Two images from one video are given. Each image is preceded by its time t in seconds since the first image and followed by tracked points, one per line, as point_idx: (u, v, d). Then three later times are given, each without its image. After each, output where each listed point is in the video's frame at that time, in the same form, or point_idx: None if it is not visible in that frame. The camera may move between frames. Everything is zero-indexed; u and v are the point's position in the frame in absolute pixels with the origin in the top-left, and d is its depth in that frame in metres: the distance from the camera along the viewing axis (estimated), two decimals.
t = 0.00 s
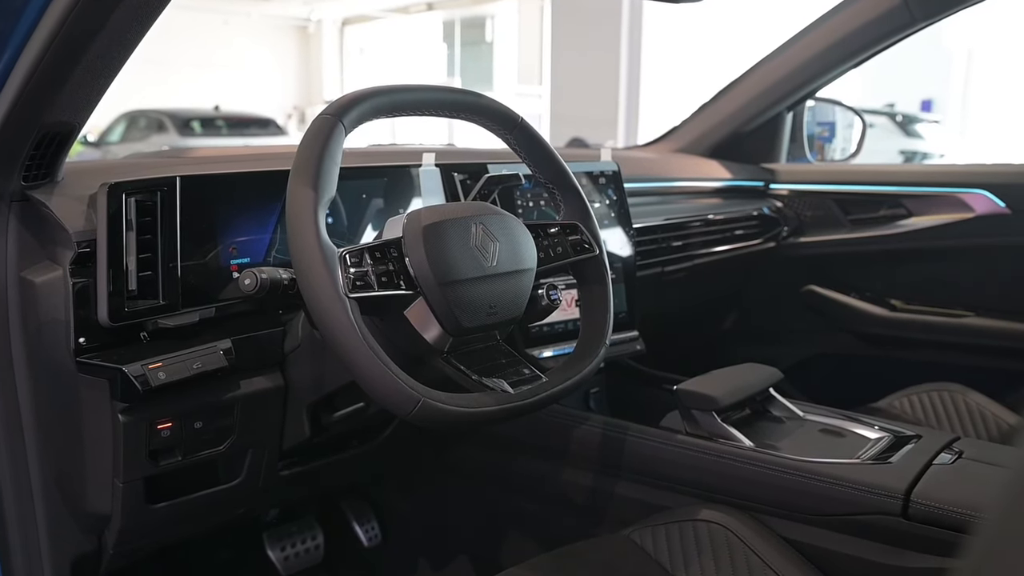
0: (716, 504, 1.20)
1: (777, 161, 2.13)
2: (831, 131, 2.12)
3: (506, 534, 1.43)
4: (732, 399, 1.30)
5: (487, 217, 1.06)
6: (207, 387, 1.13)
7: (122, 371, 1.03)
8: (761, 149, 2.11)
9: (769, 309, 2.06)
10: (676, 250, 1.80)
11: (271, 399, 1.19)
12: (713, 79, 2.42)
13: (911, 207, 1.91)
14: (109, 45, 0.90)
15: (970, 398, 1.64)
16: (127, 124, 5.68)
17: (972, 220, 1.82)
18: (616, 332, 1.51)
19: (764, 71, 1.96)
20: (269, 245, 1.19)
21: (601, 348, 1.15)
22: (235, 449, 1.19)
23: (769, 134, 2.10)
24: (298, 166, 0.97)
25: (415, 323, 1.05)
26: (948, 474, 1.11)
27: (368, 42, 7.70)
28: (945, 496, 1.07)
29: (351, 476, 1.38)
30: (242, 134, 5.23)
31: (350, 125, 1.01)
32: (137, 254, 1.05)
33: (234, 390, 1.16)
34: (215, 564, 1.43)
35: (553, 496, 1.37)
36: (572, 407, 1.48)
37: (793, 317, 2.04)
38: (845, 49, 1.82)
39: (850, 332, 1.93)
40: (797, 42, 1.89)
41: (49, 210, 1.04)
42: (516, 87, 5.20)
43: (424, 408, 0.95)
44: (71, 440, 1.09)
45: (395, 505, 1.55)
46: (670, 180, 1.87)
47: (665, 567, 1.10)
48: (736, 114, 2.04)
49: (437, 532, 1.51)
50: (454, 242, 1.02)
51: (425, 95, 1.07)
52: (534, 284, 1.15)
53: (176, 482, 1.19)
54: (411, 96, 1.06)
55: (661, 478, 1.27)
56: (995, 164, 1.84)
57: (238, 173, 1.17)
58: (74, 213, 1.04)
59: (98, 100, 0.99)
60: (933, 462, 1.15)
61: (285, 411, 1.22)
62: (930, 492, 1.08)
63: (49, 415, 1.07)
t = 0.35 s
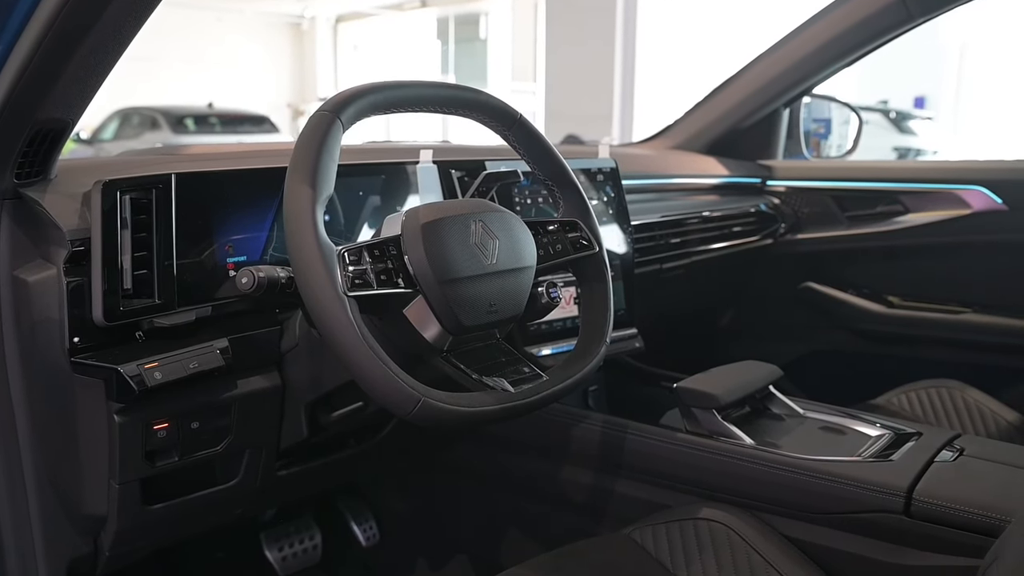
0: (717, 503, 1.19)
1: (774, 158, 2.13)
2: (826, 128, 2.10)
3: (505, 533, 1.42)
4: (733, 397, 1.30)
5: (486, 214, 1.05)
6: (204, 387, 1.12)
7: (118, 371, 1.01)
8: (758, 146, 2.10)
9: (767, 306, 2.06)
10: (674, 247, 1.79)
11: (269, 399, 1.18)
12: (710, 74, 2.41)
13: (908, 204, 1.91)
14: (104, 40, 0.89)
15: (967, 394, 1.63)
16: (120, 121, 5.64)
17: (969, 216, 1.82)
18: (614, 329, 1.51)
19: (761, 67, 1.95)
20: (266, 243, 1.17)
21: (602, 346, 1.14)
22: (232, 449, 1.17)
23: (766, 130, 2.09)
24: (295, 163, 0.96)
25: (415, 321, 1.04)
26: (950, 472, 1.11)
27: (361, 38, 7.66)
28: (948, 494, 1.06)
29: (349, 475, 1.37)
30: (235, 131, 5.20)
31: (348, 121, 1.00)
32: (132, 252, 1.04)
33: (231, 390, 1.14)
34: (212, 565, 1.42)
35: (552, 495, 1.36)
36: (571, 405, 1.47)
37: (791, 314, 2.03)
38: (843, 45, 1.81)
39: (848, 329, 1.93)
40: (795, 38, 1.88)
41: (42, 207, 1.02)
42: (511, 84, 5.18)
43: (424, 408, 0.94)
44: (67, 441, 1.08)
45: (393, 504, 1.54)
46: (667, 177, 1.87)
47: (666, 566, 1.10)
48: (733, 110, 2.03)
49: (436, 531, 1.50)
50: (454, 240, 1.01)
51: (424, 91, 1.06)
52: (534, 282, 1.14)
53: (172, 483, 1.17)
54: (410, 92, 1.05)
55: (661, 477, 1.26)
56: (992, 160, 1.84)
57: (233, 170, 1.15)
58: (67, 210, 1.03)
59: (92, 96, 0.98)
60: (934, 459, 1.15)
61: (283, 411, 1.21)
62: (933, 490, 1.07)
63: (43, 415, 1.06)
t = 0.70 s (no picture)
0: (718, 501, 1.19)
1: (771, 154, 2.12)
2: (822, 125, 2.09)
3: (504, 533, 1.41)
4: (734, 395, 1.29)
5: (486, 211, 1.04)
6: (201, 387, 1.11)
7: (114, 371, 1.00)
8: (755, 142, 2.10)
9: (765, 303, 2.06)
10: (672, 244, 1.79)
11: (267, 399, 1.17)
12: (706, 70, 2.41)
13: (905, 200, 1.90)
14: (99, 35, 0.88)
15: (964, 389, 1.63)
16: (112, 119, 5.60)
17: (967, 213, 1.81)
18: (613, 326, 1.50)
19: (758, 63, 1.95)
20: (264, 240, 1.16)
21: (603, 344, 1.13)
22: (229, 450, 1.16)
23: (763, 127, 2.09)
24: (294, 159, 0.95)
25: (415, 319, 1.03)
26: (953, 469, 1.11)
27: (354, 36, 7.62)
28: (951, 491, 1.06)
29: (347, 475, 1.36)
30: (229, 129, 5.16)
31: (346, 117, 0.99)
32: (128, 250, 1.02)
33: (228, 390, 1.13)
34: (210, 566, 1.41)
35: (552, 494, 1.35)
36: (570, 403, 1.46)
37: (789, 311, 2.03)
38: (840, 41, 1.81)
39: (846, 326, 1.92)
40: (791, 34, 1.88)
41: (37, 205, 1.00)
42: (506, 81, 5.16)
43: (426, 407, 0.93)
44: (62, 442, 1.06)
45: (392, 504, 1.53)
46: (665, 173, 1.86)
47: (668, 565, 1.09)
48: (730, 106, 2.03)
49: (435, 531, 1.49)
50: (454, 237, 1.00)
51: (423, 87, 1.04)
52: (535, 279, 1.13)
53: (169, 484, 1.16)
54: (409, 88, 1.03)
55: (663, 475, 1.26)
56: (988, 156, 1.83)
57: (229, 167, 1.14)
58: (61, 208, 1.01)
59: (86, 92, 0.97)
60: (936, 456, 1.15)
61: (281, 410, 1.20)
62: (936, 487, 1.07)
63: (39, 415, 1.05)
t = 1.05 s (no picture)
0: (720, 500, 1.18)
1: (768, 151, 2.12)
2: (817, 122, 2.09)
3: (504, 532, 1.40)
4: (735, 393, 1.29)
5: (487, 208, 1.03)
6: (199, 387, 1.10)
7: (110, 372, 0.99)
8: (751, 139, 2.10)
9: (762, 300, 2.06)
10: (670, 241, 1.78)
11: (265, 399, 1.16)
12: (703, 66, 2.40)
13: (903, 197, 1.90)
14: (94, 29, 0.86)
15: (962, 385, 1.63)
16: (104, 117, 5.56)
17: (964, 209, 1.81)
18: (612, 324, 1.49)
19: (756, 60, 1.94)
20: (260, 239, 1.16)
21: (605, 342, 1.12)
22: (228, 450, 1.15)
23: (760, 124, 2.08)
24: (292, 156, 0.93)
25: (415, 317, 1.02)
26: (955, 467, 1.10)
27: (348, 33, 7.59)
28: (953, 489, 1.06)
29: (346, 475, 1.35)
30: (222, 127, 5.13)
31: (346, 113, 0.98)
32: (124, 249, 1.01)
33: (226, 391, 1.12)
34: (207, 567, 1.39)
35: (553, 493, 1.35)
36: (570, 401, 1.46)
37: (786, 308, 2.03)
38: (838, 38, 1.80)
39: (843, 323, 1.92)
40: (789, 30, 1.87)
41: (30, 204, 0.99)
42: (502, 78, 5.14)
43: (428, 407, 0.92)
44: (57, 444, 1.05)
45: (390, 503, 1.52)
46: (663, 170, 1.85)
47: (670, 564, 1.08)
48: (727, 103, 2.02)
49: (435, 530, 1.49)
50: (454, 234, 0.99)
51: (423, 83, 1.03)
52: (536, 277, 1.12)
53: (167, 486, 1.15)
54: (409, 84, 1.02)
55: (665, 474, 1.25)
56: (985, 152, 1.83)
57: (225, 164, 1.13)
58: (56, 206, 1.00)
59: (80, 88, 0.95)
60: (938, 453, 1.14)
61: (279, 410, 1.19)
62: (939, 485, 1.07)
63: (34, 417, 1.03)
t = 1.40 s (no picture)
0: (722, 499, 1.18)
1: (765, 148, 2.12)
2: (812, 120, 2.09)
3: (504, 531, 1.40)
4: (736, 391, 1.28)
5: (489, 205, 1.02)
6: (197, 388, 1.08)
7: (107, 372, 0.97)
8: (748, 136, 2.09)
9: (759, 298, 2.05)
10: (669, 239, 1.78)
11: (264, 398, 1.15)
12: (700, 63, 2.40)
13: (900, 194, 1.90)
14: (89, 23, 0.85)
15: (959, 381, 1.64)
16: (95, 115, 5.51)
17: (961, 206, 1.81)
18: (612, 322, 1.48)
19: (754, 56, 1.93)
20: (258, 238, 1.15)
21: (607, 340, 1.12)
22: (226, 451, 1.14)
23: (757, 120, 2.08)
24: (292, 153, 0.92)
25: (416, 317, 1.01)
26: (957, 464, 1.10)
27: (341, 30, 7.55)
28: (957, 486, 1.05)
29: (345, 476, 1.34)
30: (215, 125, 5.10)
31: (346, 110, 0.96)
32: (120, 248, 1.00)
33: (225, 391, 1.11)
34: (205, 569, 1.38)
35: (553, 493, 1.34)
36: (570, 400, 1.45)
37: (783, 305, 2.03)
38: (836, 34, 1.80)
39: (840, 320, 1.92)
40: (787, 26, 1.86)
41: (25, 203, 0.98)
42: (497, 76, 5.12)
43: (430, 408, 0.91)
44: (54, 446, 1.04)
45: (389, 504, 1.51)
46: (660, 168, 1.85)
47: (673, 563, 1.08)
48: (725, 99, 2.02)
49: (434, 531, 1.48)
50: (456, 232, 0.98)
51: (423, 79, 1.02)
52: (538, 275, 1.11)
53: (165, 488, 1.14)
54: (409, 80, 1.01)
55: (667, 473, 1.24)
56: (982, 149, 1.83)
57: (222, 161, 1.12)
58: (51, 205, 0.98)
59: (75, 83, 0.94)
60: (941, 450, 1.14)
61: (278, 410, 1.17)
62: (942, 482, 1.06)
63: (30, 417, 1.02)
